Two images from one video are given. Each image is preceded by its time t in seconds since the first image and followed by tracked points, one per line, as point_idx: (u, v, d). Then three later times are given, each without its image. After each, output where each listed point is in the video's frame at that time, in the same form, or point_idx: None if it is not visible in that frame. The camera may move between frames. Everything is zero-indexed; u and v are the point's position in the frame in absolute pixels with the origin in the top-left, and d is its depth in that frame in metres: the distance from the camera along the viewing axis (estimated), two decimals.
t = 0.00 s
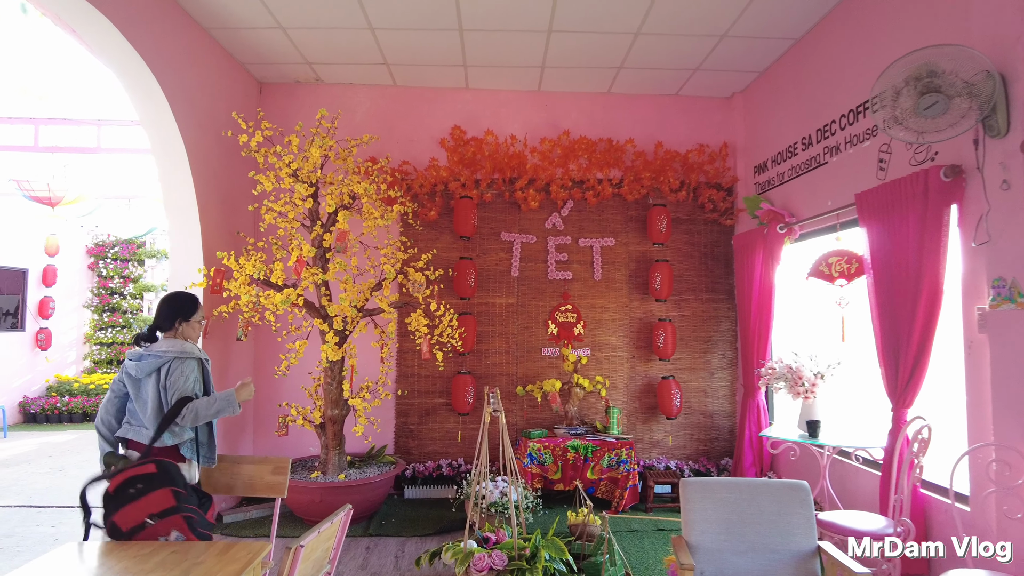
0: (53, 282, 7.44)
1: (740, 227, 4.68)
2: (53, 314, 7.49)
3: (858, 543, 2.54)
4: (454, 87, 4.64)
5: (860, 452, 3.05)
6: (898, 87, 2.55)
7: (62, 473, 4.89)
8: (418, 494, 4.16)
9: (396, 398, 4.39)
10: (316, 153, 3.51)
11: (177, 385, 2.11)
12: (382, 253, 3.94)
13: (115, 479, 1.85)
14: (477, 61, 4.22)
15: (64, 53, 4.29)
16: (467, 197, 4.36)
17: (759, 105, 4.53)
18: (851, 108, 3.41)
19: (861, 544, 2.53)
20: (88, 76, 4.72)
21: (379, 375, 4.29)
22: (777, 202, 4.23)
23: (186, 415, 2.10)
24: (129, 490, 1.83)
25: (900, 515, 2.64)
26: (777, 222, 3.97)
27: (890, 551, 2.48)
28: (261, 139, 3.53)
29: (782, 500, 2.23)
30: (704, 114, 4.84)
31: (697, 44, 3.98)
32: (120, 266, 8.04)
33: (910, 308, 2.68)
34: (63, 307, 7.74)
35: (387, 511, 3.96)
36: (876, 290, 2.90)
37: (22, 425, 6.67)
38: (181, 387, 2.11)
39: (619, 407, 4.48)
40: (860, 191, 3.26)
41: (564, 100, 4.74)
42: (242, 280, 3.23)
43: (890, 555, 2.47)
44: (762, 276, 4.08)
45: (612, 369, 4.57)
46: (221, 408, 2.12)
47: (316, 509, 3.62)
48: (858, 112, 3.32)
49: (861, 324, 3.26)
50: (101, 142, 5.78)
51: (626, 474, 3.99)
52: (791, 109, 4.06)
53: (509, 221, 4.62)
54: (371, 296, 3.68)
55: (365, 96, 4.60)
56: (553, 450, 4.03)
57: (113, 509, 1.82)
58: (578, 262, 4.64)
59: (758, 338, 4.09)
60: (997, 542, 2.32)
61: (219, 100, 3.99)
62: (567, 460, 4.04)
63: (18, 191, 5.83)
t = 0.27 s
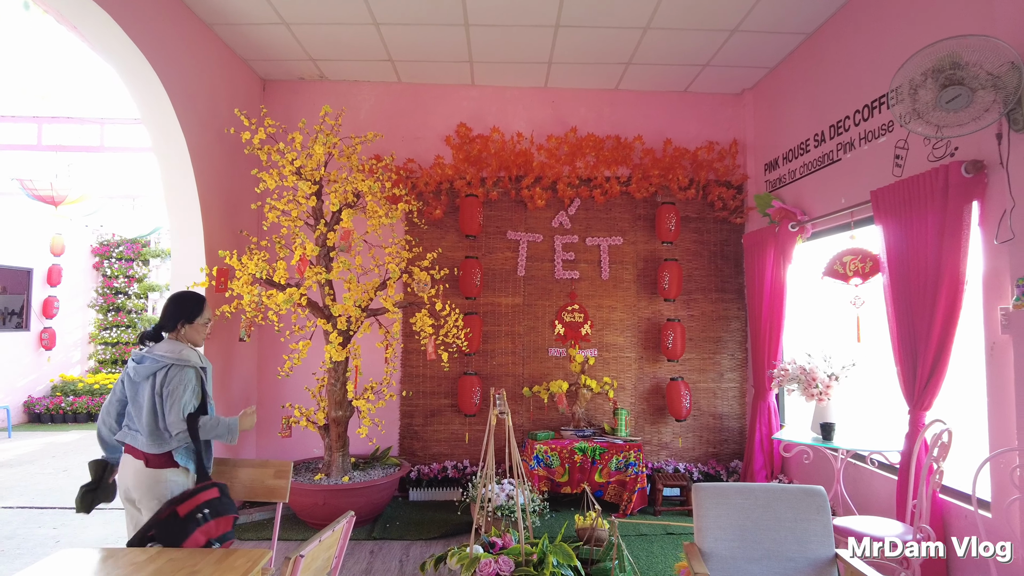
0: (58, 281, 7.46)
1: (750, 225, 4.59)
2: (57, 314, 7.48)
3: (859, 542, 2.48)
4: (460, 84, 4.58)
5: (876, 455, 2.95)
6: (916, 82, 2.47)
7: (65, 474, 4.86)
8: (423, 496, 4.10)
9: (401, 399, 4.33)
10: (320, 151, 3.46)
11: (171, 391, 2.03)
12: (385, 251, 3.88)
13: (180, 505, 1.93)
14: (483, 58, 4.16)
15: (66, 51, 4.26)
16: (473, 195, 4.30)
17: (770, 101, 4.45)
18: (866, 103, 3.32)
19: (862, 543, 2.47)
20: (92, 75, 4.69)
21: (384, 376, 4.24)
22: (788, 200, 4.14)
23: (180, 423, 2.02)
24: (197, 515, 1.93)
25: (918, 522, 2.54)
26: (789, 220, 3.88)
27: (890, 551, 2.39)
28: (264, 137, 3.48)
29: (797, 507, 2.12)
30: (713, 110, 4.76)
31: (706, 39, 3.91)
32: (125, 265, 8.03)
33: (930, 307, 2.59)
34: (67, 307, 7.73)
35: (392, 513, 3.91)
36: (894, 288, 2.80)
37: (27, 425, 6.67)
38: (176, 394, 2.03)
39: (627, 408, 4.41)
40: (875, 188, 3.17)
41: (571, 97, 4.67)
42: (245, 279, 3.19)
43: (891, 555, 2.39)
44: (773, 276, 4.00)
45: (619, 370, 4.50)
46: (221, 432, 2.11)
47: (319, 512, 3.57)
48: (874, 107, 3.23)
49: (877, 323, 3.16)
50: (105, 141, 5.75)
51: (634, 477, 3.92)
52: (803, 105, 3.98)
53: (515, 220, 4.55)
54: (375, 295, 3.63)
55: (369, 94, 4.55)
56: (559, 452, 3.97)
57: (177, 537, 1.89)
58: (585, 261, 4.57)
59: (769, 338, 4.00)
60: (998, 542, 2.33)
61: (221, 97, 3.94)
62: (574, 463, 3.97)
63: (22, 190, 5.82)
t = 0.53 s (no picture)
0: (59, 281, 7.47)
1: (755, 223, 4.54)
2: (59, 314, 7.48)
3: (860, 543, 2.44)
4: (461, 81, 4.55)
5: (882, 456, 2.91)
6: (924, 76, 2.38)
7: (65, 474, 4.85)
8: (424, 497, 4.08)
9: (402, 399, 4.30)
10: (319, 148, 3.43)
11: (148, 394, 1.98)
12: (386, 249, 3.85)
13: (194, 507, 1.86)
14: (484, 54, 4.12)
15: (65, 49, 4.25)
16: (474, 193, 4.26)
17: (774, 98, 4.39)
18: (872, 99, 3.27)
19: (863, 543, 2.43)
20: (91, 73, 4.68)
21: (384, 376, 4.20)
22: (793, 197, 4.09)
23: (157, 426, 1.98)
24: (211, 516, 1.87)
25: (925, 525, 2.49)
26: (794, 218, 3.83)
27: (890, 551, 2.34)
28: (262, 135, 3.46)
29: (802, 509, 2.07)
30: (716, 107, 4.71)
31: (709, 35, 3.86)
32: (127, 265, 8.02)
33: (937, 307, 2.54)
34: (69, 307, 7.73)
35: (392, 514, 3.88)
36: (901, 287, 2.75)
37: (28, 425, 6.66)
38: (154, 396, 1.99)
39: (629, 409, 4.36)
40: (881, 185, 3.12)
41: (573, 94, 4.63)
42: (242, 279, 3.16)
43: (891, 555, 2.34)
44: (777, 275, 3.95)
45: (622, 370, 4.45)
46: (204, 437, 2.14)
47: (319, 513, 3.54)
48: (880, 103, 3.18)
49: (884, 322, 3.11)
50: (104, 140, 5.74)
51: (638, 478, 3.87)
52: (808, 102, 3.93)
53: (516, 218, 4.51)
54: (375, 294, 3.60)
55: (369, 92, 4.51)
56: (561, 453, 3.92)
57: (193, 540, 1.82)
58: (587, 260, 4.53)
59: (773, 338, 3.95)
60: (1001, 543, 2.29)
61: (219, 95, 3.92)
62: (576, 464, 3.93)
63: (22, 189, 5.81)
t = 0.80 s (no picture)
0: (57, 282, 7.46)
1: (754, 222, 4.49)
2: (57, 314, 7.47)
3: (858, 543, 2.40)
4: (456, 79, 4.50)
5: (882, 459, 2.85)
6: (922, 71, 2.30)
7: (60, 475, 4.83)
8: (418, 499, 4.05)
9: (397, 400, 4.26)
10: (310, 147, 3.39)
11: (107, 400, 1.96)
12: (379, 249, 3.80)
13: (161, 510, 1.83)
14: (479, 51, 4.07)
15: (58, 48, 4.22)
16: (469, 192, 4.21)
17: (773, 95, 4.34)
18: (871, 95, 3.22)
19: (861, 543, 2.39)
20: (85, 73, 4.66)
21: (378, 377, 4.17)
22: (791, 196, 4.04)
23: (124, 430, 1.95)
24: (181, 519, 1.84)
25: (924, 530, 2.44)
26: (792, 216, 3.77)
27: (890, 551, 2.30)
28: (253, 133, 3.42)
29: (798, 516, 2.02)
30: (715, 104, 4.65)
31: (707, 31, 3.80)
32: (125, 265, 8.00)
33: (936, 307, 2.48)
34: (67, 307, 7.72)
35: (387, 517, 3.85)
36: (900, 287, 2.70)
37: (26, 426, 6.65)
38: (115, 401, 1.96)
39: (627, 410, 4.31)
40: (880, 182, 3.06)
41: (570, 92, 4.58)
42: (233, 280, 3.13)
43: (890, 554, 2.30)
44: (776, 274, 3.90)
45: (619, 371, 4.41)
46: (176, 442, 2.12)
47: (311, 516, 3.51)
48: (879, 99, 3.12)
49: (883, 322, 3.06)
50: (100, 140, 5.72)
51: (634, 480, 3.82)
52: (807, 98, 3.87)
53: (512, 217, 4.47)
54: (368, 295, 3.56)
55: (363, 90, 4.47)
56: (557, 455, 3.88)
57: (161, 546, 1.79)
58: (584, 259, 4.48)
59: (771, 337, 3.90)
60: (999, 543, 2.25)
61: (211, 94, 3.88)
62: (572, 466, 3.88)
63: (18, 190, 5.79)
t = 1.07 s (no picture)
0: (52, 283, 7.36)
1: (751, 222, 4.42)
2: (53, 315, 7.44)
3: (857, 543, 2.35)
4: (449, 77, 4.45)
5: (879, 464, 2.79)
6: (919, 66, 2.21)
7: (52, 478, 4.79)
8: (410, 503, 4.02)
9: (389, 403, 4.21)
10: (298, 147, 3.34)
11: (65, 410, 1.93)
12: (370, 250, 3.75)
13: (126, 518, 1.81)
14: (471, 49, 4.02)
15: (46, 48, 4.19)
16: (462, 192, 4.16)
17: (771, 92, 4.27)
18: (868, 92, 3.15)
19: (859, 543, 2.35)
20: (75, 73, 4.62)
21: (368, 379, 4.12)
22: (789, 195, 3.97)
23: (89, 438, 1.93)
24: (147, 525, 1.81)
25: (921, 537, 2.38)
26: (789, 215, 3.70)
27: (889, 550, 2.29)
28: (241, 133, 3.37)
29: (790, 525, 1.96)
30: (712, 102, 4.58)
31: (701, 28, 3.74)
32: (123, 266, 7.98)
33: (935, 309, 2.42)
34: (64, 308, 7.69)
35: (378, 521, 3.80)
36: (898, 289, 2.63)
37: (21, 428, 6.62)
38: (73, 410, 1.93)
39: (622, 412, 4.26)
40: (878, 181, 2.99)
41: (564, 90, 4.52)
42: (220, 282, 3.08)
43: (888, 554, 2.29)
44: (773, 275, 3.83)
45: (614, 372, 4.35)
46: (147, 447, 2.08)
47: (300, 521, 3.46)
48: (876, 95, 3.06)
49: (881, 324, 2.99)
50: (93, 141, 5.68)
51: (629, 483, 3.77)
52: (804, 95, 3.81)
53: (506, 217, 4.41)
54: (357, 296, 3.51)
55: (355, 89, 4.42)
56: (550, 458, 3.82)
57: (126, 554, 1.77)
58: (579, 259, 4.42)
59: (768, 339, 3.83)
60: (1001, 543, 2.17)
61: (199, 93, 3.83)
62: (565, 470, 3.82)
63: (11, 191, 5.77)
